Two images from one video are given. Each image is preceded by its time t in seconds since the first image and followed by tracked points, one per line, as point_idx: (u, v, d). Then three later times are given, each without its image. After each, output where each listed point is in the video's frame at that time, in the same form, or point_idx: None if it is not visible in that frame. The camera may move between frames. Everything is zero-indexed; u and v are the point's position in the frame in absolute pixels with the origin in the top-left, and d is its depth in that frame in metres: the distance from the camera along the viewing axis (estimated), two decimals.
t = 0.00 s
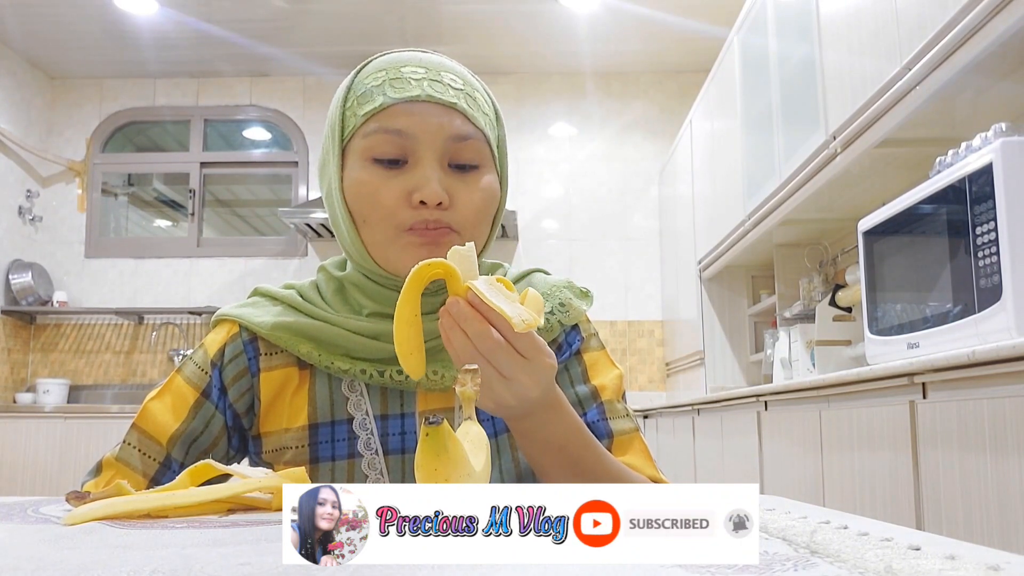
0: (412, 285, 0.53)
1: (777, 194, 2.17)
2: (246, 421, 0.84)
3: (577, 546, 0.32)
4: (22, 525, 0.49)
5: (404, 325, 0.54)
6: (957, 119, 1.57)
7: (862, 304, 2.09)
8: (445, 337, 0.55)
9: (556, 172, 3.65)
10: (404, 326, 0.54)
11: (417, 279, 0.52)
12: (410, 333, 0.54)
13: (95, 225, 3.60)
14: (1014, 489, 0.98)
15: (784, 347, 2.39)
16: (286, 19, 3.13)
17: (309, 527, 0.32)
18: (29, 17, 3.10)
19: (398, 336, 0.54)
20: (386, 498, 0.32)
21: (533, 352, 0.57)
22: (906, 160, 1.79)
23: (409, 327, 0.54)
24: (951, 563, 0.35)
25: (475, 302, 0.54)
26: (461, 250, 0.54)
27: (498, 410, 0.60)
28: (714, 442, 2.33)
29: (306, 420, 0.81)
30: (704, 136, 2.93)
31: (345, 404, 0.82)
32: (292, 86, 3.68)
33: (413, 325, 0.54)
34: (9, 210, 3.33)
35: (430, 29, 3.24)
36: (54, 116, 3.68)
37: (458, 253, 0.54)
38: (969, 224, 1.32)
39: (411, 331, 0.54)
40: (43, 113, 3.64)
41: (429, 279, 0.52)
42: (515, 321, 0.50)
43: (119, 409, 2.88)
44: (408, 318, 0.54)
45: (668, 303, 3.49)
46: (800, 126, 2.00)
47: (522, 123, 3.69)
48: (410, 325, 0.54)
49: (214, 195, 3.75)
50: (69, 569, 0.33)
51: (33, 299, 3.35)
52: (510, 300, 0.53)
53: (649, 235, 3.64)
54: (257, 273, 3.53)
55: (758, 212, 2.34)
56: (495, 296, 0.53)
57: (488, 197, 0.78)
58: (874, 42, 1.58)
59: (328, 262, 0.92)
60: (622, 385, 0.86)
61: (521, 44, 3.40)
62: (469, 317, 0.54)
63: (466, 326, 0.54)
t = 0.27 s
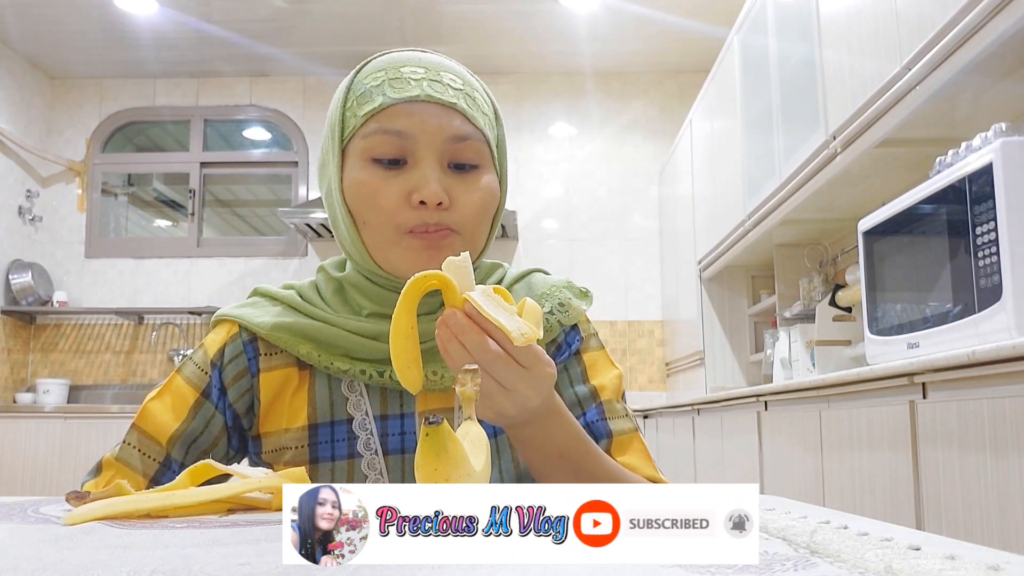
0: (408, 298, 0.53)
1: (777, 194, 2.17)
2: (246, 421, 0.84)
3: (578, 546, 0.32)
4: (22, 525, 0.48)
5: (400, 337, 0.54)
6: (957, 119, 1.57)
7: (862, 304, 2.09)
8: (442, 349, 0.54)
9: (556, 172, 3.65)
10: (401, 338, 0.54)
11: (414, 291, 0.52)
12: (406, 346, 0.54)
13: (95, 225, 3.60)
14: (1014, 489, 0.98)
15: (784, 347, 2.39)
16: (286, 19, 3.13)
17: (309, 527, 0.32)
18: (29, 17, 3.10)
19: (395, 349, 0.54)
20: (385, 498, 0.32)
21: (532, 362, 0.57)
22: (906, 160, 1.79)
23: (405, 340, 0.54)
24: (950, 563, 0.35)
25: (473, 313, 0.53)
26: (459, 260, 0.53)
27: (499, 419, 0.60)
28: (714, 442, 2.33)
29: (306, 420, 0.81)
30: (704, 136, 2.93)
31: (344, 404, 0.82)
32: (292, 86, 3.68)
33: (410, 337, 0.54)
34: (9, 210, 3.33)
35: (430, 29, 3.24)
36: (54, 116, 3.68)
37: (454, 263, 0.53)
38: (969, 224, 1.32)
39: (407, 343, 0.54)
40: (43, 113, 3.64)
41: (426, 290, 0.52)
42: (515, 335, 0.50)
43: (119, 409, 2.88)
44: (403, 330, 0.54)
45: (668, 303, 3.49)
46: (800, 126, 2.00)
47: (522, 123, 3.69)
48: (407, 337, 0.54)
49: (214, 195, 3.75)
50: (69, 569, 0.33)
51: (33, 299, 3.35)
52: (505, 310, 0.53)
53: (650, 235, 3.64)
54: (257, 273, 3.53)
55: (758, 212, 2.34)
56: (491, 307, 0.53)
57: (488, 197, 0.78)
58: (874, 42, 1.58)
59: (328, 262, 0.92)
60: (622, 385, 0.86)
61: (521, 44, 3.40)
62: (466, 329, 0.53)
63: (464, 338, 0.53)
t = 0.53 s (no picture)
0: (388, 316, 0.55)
1: (777, 194, 2.17)
2: (245, 416, 0.84)
3: (578, 547, 0.32)
4: (22, 525, 0.48)
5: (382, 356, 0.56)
6: (957, 118, 1.57)
7: (862, 304, 2.09)
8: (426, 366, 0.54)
9: (556, 172, 3.65)
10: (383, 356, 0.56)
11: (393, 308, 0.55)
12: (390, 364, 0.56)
13: (95, 225, 3.60)
14: (1014, 489, 0.97)
15: (784, 347, 2.39)
16: (286, 19, 3.13)
17: (309, 528, 0.32)
18: (28, 17, 3.10)
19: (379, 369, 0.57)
20: (385, 498, 0.32)
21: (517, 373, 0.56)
22: (906, 159, 1.79)
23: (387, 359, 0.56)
24: (951, 563, 0.35)
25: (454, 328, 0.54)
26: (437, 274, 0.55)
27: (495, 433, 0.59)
28: (714, 442, 2.33)
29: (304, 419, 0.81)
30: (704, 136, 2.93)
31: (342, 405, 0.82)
32: (292, 86, 3.68)
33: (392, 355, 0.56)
34: (9, 210, 3.33)
35: (430, 28, 3.24)
36: (54, 116, 3.68)
37: (433, 277, 0.55)
38: (969, 224, 1.32)
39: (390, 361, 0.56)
40: (42, 113, 3.64)
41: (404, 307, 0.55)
42: (493, 348, 0.53)
43: (119, 409, 2.88)
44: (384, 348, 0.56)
45: (668, 303, 3.49)
46: (800, 126, 2.00)
47: (522, 123, 3.69)
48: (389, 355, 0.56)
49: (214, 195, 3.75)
50: (68, 569, 0.33)
51: (33, 299, 3.35)
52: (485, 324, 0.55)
53: (649, 235, 3.64)
54: (257, 272, 3.53)
55: (758, 212, 2.34)
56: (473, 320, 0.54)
57: (482, 202, 0.78)
58: (874, 42, 1.58)
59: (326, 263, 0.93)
60: (619, 385, 0.86)
61: (521, 44, 3.40)
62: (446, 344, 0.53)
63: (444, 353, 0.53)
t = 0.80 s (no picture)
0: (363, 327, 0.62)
1: (777, 194, 2.17)
2: (244, 412, 0.85)
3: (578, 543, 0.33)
4: (23, 524, 0.49)
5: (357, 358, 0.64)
6: (957, 118, 1.57)
7: (862, 304, 2.09)
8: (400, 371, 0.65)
9: (556, 172, 3.65)
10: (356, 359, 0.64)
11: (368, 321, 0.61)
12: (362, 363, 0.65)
13: (95, 225, 3.60)
14: (1014, 489, 0.97)
15: (784, 346, 2.39)
16: (286, 19, 3.13)
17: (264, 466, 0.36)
18: (28, 17, 3.10)
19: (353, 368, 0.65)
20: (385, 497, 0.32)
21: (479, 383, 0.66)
22: (907, 159, 1.79)
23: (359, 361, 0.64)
24: (950, 563, 0.35)
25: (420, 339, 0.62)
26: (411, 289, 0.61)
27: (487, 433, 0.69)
28: (714, 443, 2.33)
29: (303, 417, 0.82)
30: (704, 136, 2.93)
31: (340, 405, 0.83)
32: (291, 86, 3.68)
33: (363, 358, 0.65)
34: (9, 210, 3.33)
35: (430, 29, 3.24)
36: (54, 116, 3.68)
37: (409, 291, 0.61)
38: (969, 224, 1.32)
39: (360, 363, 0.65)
40: (42, 113, 3.64)
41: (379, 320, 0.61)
42: (453, 358, 0.54)
43: (119, 408, 2.88)
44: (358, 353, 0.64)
45: (668, 303, 3.49)
46: (799, 126, 2.00)
47: (522, 123, 3.69)
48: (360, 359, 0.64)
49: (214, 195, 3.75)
50: (68, 569, 0.33)
51: (33, 299, 3.35)
52: (451, 335, 0.58)
53: (650, 235, 3.64)
54: (257, 272, 3.53)
55: (758, 212, 2.34)
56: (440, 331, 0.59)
57: (466, 205, 0.80)
58: (874, 42, 1.58)
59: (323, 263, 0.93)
60: (619, 385, 0.86)
61: (521, 44, 3.40)
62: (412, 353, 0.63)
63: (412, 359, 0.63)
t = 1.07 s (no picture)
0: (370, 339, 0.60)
1: (777, 195, 2.17)
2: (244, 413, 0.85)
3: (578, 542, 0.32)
4: (23, 525, 0.49)
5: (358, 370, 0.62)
6: (957, 118, 1.57)
7: (862, 304, 2.08)
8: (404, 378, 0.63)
9: (556, 172, 3.65)
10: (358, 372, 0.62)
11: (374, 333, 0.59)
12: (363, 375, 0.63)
13: (95, 225, 3.60)
14: (1014, 489, 0.97)
15: (784, 346, 2.39)
16: (286, 19, 3.13)
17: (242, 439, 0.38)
18: (28, 17, 3.10)
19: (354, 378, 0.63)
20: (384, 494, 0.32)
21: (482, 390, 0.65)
22: (907, 159, 1.78)
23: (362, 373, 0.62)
24: (950, 563, 0.35)
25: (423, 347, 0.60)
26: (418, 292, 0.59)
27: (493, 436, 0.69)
28: (714, 443, 2.33)
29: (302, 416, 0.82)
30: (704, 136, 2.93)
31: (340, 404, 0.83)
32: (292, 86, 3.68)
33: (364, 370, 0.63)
34: (9, 210, 3.33)
35: (430, 29, 3.24)
36: (54, 116, 3.68)
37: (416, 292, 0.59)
38: (969, 223, 1.32)
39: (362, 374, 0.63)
40: (43, 113, 3.64)
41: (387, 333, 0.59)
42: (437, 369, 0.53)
43: (119, 408, 2.88)
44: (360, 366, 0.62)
45: (668, 303, 3.49)
46: (800, 126, 1.99)
47: (522, 123, 3.69)
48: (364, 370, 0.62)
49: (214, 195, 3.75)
50: (67, 569, 0.33)
51: (33, 299, 3.35)
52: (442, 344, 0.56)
53: (650, 235, 3.64)
54: (257, 273, 3.53)
55: (758, 213, 2.34)
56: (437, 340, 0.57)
57: (467, 205, 0.80)
58: (874, 42, 1.58)
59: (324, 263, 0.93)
60: (619, 385, 0.86)
61: (521, 44, 3.40)
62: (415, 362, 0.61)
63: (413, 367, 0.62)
